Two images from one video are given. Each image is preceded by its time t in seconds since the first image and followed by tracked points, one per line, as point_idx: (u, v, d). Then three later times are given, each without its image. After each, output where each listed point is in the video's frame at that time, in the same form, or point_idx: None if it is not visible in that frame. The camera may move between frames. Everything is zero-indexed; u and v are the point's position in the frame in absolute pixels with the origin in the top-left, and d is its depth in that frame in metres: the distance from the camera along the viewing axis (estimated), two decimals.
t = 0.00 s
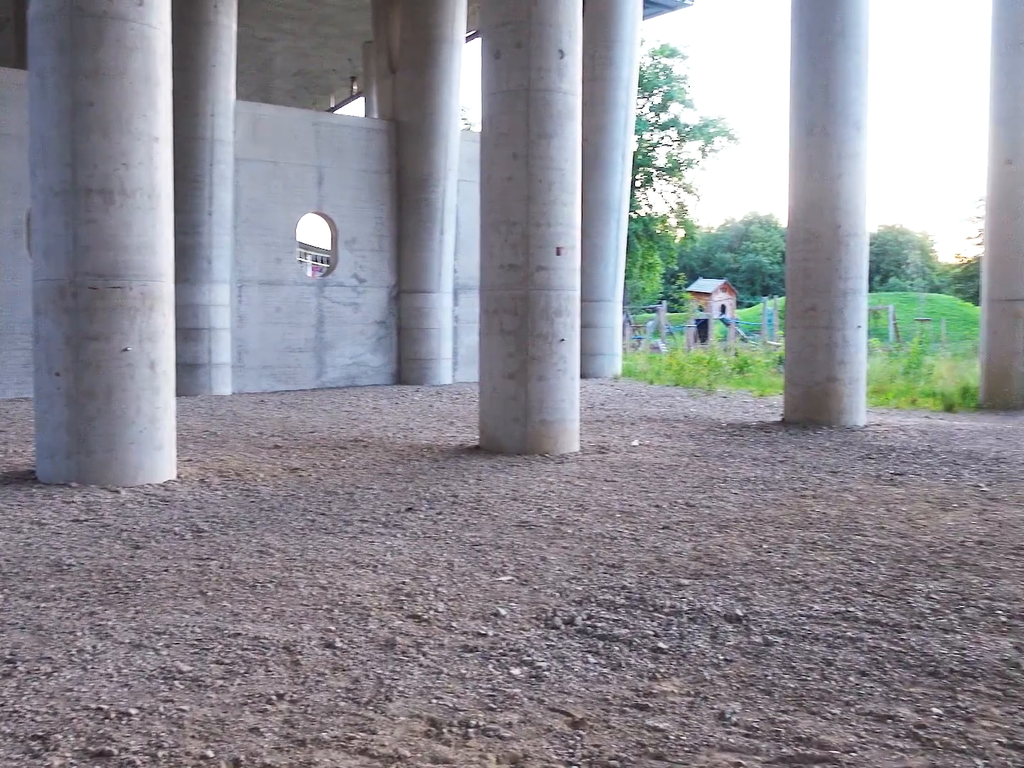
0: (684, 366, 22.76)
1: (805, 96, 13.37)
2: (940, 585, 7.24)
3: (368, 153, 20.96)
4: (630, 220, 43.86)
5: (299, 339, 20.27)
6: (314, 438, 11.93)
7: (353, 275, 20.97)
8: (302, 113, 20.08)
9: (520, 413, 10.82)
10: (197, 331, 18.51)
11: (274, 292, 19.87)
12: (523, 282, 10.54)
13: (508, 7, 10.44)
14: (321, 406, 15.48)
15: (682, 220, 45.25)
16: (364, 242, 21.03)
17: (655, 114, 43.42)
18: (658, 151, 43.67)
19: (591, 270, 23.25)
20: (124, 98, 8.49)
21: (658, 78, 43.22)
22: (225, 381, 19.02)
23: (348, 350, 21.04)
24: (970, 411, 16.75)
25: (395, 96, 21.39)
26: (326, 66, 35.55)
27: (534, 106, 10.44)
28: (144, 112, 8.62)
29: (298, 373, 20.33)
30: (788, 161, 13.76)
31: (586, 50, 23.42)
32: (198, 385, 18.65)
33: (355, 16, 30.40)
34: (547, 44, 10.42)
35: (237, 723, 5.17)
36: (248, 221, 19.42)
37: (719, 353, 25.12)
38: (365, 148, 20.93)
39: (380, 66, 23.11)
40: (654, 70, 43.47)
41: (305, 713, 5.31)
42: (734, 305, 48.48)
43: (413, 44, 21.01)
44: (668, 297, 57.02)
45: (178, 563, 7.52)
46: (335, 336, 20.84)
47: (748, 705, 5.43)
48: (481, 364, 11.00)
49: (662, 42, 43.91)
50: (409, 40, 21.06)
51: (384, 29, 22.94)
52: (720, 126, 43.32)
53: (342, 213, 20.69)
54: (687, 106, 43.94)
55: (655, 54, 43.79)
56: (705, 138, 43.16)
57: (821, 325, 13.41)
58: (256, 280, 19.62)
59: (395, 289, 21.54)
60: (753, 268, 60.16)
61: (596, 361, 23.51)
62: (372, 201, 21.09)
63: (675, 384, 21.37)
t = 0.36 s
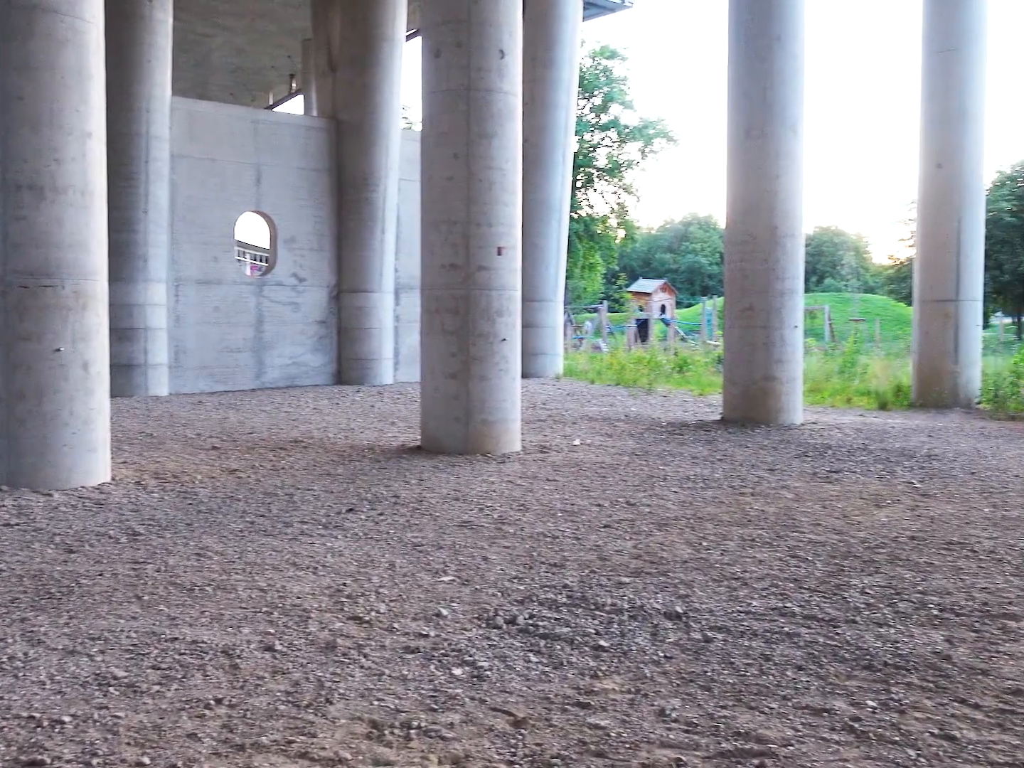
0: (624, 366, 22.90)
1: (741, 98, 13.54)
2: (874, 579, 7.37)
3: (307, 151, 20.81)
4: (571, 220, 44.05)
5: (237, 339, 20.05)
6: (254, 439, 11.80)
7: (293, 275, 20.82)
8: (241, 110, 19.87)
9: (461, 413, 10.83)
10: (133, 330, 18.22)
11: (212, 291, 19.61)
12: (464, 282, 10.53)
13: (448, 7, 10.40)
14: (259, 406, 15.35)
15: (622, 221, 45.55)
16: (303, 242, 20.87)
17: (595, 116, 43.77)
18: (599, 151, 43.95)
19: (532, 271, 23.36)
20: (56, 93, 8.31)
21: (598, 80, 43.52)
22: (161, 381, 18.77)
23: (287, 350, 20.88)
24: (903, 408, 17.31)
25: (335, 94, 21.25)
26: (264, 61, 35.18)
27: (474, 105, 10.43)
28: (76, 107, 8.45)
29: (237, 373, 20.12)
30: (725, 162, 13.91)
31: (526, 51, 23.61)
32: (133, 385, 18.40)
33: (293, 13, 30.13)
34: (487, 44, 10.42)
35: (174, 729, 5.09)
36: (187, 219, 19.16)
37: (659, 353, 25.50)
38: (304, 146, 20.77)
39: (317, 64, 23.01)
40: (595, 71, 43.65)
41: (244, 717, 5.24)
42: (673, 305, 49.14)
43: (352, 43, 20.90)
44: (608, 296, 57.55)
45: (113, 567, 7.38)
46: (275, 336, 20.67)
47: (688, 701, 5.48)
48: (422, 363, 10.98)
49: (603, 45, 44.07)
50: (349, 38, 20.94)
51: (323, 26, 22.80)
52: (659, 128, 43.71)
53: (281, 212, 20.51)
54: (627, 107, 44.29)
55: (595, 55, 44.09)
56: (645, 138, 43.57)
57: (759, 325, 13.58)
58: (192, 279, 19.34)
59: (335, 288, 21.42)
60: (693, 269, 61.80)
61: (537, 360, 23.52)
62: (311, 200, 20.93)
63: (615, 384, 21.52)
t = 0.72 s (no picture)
0: (572, 366, 22.95)
1: (687, 99, 13.67)
2: (817, 576, 7.48)
3: (251, 148, 20.62)
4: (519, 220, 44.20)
5: (181, 339, 19.81)
6: (198, 440, 11.66)
7: (238, 274, 20.63)
8: (184, 107, 19.62)
9: (409, 413, 10.80)
10: (73, 329, 17.90)
11: (154, 290, 19.32)
12: (411, 281, 10.49)
13: (393, 6, 10.36)
14: (202, 407, 15.20)
15: (569, 220, 45.64)
16: (248, 241, 20.69)
17: (542, 115, 43.95)
18: (546, 151, 44.12)
19: (478, 271, 23.41)
20: None
21: (546, 80, 43.70)
22: (101, 382, 18.47)
23: (232, 349, 20.70)
24: (844, 407, 17.60)
25: (280, 92, 21.13)
26: (210, 56, 34.81)
27: (421, 104, 10.40)
28: (14, 102, 8.28)
29: (181, 373, 19.88)
30: (671, 163, 14.02)
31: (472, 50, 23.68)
32: (73, 386, 18.09)
33: (239, 9, 29.85)
34: (434, 42, 10.39)
35: (116, 735, 5.01)
36: (131, 217, 18.87)
37: (603, 350, 25.38)
38: (249, 143, 20.59)
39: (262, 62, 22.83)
40: (542, 71, 44.05)
41: (188, 722, 5.17)
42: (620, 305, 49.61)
43: (297, 40, 20.79)
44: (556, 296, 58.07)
45: (53, 572, 7.24)
46: (219, 336, 20.46)
47: (635, 698, 5.51)
48: (369, 363, 10.92)
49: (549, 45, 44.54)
50: (293, 35, 20.82)
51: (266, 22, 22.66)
52: (606, 128, 44.06)
53: (225, 210, 20.31)
54: (574, 106, 44.49)
55: (543, 55, 44.36)
56: (591, 139, 43.83)
57: (704, 325, 13.72)
58: (135, 278, 19.03)
59: (281, 287, 21.28)
60: (639, 268, 63.40)
61: (484, 361, 23.87)
62: (257, 198, 20.75)
63: (563, 384, 21.58)
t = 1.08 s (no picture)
0: (520, 366, 22.95)
1: (633, 100, 13.75)
2: (762, 572, 7.58)
3: (194, 145, 20.41)
4: (468, 219, 44.24)
5: (124, 338, 19.52)
6: (142, 441, 11.50)
7: (182, 273, 20.41)
8: (125, 103, 19.31)
9: (357, 413, 10.76)
10: (12, 329, 17.55)
11: (97, 289, 18.99)
12: (358, 281, 10.44)
13: (339, 3, 10.30)
14: (147, 408, 15.02)
15: (518, 220, 46.01)
16: (192, 239, 20.48)
17: (490, 115, 43.97)
18: (494, 151, 44.08)
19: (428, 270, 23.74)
20: None
21: (493, 80, 43.72)
22: (41, 383, 18.12)
23: (176, 349, 20.49)
24: (788, 406, 17.89)
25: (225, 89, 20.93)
26: (156, 51, 34.37)
27: (368, 103, 10.34)
28: None
29: (125, 373, 19.60)
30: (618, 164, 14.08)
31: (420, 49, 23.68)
32: (12, 387, 17.75)
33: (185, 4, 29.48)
34: (381, 41, 10.34)
35: (56, 743, 4.91)
36: (72, 215, 18.53)
37: (548, 350, 25.33)
38: (192, 140, 20.38)
39: (207, 58, 22.60)
40: (489, 71, 43.89)
41: (131, 728, 5.09)
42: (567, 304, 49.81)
43: (242, 37, 20.59)
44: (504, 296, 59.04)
45: None
46: (163, 335, 20.23)
47: (583, 697, 5.53)
48: (316, 363, 10.85)
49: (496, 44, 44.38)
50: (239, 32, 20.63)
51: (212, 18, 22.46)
52: (553, 128, 44.13)
53: (169, 208, 20.07)
54: (521, 106, 44.56)
55: (490, 55, 44.28)
56: (539, 139, 43.95)
57: (650, 325, 13.83)
58: (76, 276, 18.66)
59: (226, 286, 21.12)
60: (588, 267, 68.53)
61: (433, 361, 23.91)
62: (200, 196, 20.54)
63: (511, 384, 21.58)
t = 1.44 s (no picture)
0: (460, 366, 22.95)
1: (572, 102, 13.82)
2: (701, 570, 7.65)
3: (128, 142, 20.06)
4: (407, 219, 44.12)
5: (55, 339, 19.10)
6: (75, 443, 11.26)
7: (115, 272, 20.04)
8: (57, 97, 18.89)
9: (295, 414, 10.66)
10: None
11: (29, 287, 18.53)
12: (296, 280, 10.34)
13: None
14: (81, 409, 14.75)
15: (458, 220, 46.08)
16: (126, 238, 20.13)
17: (430, 114, 43.82)
18: (433, 151, 43.98)
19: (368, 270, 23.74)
20: None
21: (433, 79, 43.51)
22: None
23: (109, 349, 20.14)
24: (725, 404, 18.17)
25: (160, 86, 20.69)
26: (91, 44, 33.72)
27: (306, 100, 10.25)
28: None
29: (57, 374, 19.20)
30: (558, 165, 14.13)
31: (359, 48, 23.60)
32: None
33: None
34: (319, 38, 10.25)
35: None
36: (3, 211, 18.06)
37: (489, 350, 25.31)
38: (126, 137, 20.03)
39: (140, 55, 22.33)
40: (428, 70, 43.72)
41: (62, 737, 4.98)
42: (510, 303, 49.86)
43: (177, 33, 20.39)
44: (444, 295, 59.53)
45: None
46: (96, 335, 19.86)
47: (523, 696, 5.53)
48: (254, 363, 10.72)
49: (435, 44, 44.11)
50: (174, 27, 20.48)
51: (145, 14, 22.24)
52: (493, 129, 44.17)
53: (102, 205, 19.70)
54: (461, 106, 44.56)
55: (429, 54, 43.98)
56: (479, 139, 43.97)
57: (590, 325, 13.91)
58: (6, 275, 18.15)
59: (161, 285, 20.81)
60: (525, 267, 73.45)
61: (372, 360, 24.03)
62: (134, 193, 20.21)
63: (451, 384, 21.59)
